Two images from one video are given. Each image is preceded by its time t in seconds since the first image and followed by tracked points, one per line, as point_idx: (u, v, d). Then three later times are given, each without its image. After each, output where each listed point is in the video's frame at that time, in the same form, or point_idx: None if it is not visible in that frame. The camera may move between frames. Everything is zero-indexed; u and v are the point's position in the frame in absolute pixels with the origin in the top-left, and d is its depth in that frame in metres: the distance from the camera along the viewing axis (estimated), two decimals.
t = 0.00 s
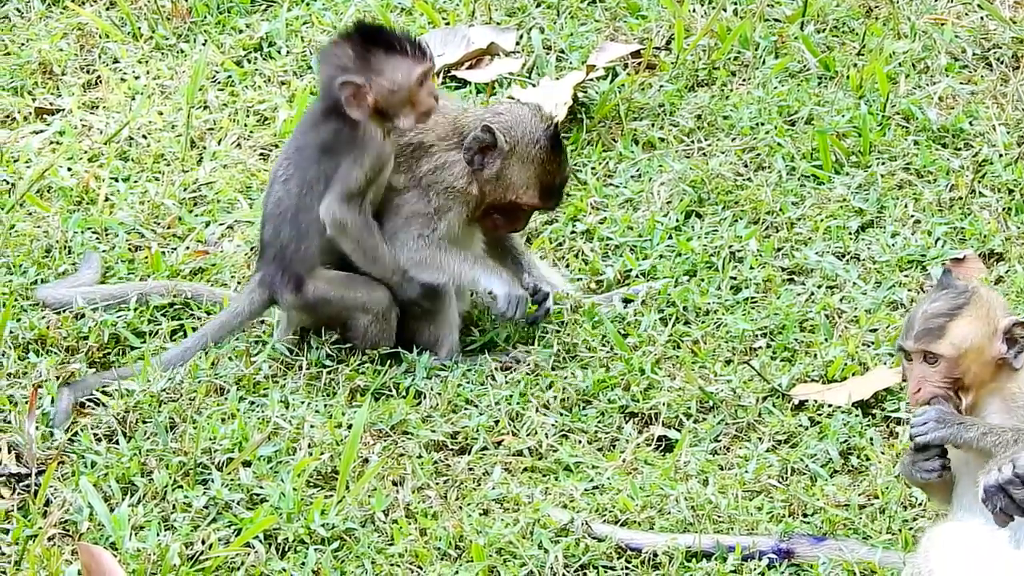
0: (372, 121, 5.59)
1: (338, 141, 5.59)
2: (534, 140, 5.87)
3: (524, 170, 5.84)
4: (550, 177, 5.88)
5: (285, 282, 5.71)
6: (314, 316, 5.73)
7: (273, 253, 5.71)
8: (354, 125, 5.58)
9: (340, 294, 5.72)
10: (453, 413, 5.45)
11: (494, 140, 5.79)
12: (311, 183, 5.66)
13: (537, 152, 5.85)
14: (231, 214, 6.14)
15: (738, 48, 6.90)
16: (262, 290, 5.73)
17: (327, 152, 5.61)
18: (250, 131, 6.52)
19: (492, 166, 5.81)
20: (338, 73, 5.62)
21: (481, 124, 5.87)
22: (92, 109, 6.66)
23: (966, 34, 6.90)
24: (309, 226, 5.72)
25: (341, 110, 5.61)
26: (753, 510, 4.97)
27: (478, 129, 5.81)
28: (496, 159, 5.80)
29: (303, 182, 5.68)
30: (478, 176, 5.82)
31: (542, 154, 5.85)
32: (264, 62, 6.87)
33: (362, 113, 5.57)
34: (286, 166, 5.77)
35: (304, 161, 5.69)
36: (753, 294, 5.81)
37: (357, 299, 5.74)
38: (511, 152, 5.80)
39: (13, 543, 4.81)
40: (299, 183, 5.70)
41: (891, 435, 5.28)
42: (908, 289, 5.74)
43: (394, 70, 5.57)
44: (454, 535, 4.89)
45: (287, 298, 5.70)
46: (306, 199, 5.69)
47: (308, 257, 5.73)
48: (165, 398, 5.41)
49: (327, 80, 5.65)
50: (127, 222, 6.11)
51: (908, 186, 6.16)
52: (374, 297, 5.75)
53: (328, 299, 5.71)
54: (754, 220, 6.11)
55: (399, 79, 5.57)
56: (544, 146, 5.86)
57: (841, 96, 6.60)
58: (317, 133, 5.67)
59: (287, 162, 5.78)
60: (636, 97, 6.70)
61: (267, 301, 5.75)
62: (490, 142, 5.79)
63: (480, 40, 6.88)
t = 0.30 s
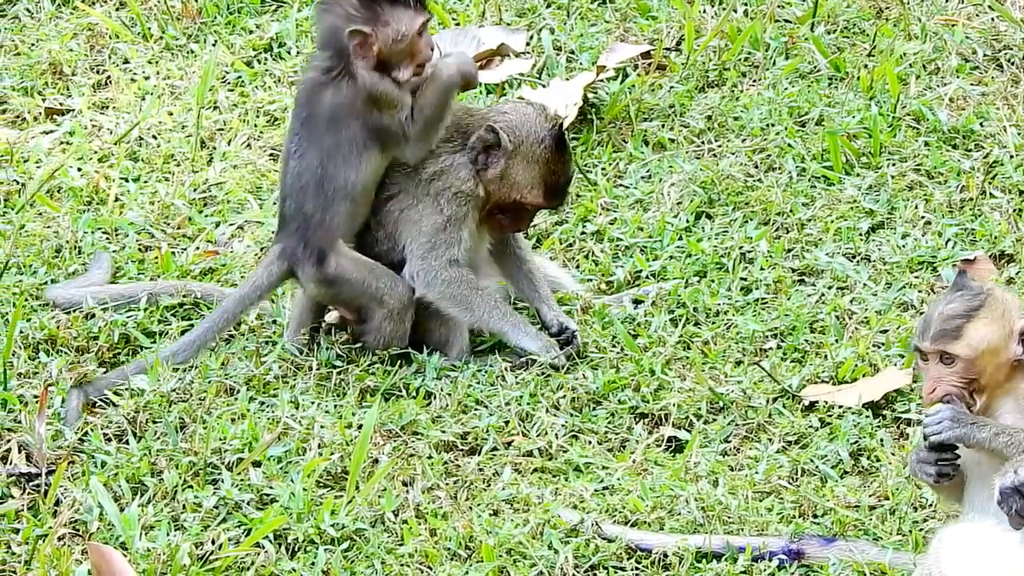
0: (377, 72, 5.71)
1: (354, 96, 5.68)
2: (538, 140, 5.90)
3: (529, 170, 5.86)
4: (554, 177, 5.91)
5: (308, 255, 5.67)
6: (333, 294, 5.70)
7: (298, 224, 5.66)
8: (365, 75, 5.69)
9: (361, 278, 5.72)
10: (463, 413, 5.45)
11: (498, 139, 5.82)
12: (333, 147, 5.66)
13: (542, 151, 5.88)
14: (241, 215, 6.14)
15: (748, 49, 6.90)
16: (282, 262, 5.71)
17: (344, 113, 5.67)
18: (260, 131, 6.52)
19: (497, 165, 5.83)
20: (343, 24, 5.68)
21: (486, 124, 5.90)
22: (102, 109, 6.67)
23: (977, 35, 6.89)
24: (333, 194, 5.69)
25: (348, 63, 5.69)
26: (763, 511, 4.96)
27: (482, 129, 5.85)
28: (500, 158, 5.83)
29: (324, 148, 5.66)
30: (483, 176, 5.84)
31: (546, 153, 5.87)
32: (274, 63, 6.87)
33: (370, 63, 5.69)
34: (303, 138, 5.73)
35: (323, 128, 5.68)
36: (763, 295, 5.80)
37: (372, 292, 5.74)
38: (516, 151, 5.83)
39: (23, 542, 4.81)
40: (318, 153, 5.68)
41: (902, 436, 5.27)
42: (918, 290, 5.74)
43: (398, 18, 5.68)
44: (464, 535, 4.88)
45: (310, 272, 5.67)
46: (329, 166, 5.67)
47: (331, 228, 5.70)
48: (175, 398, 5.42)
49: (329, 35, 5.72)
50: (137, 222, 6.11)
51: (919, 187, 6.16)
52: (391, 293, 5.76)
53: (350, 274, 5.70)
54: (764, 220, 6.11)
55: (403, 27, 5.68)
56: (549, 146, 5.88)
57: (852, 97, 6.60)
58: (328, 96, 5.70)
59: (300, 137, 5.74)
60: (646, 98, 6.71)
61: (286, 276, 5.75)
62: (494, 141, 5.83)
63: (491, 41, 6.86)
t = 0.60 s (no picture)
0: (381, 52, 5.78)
1: (361, 78, 5.75)
2: (548, 140, 5.88)
3: (539, 169, 5.85)
4: (564, 177, 5.90)
5: (322, 240, 5.68)
6: (343, 282, 5.69)
7: (312, 206, 5.68)
8: (371, 54, 5.76)
9: (372, 270, 5.71)
10: (475, 415, 5.44)
11: (508, 138, 5.80)
12: (344, 128, 5.72)
13: (552, 150, 5.86)
14: (253, 216, 6.14)
15: (761, 50, 6.89)
16: (296, 248, 5.72)
17: (353, 93, 5.74)
18: (272, 133, 6.53)
19: (507, 164, 5.81)
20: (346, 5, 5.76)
21: (496, 123, 5.89)
22: (114, 111, 6.67)
23: (989, 37, 6.89)
24: (346, 176, 5.72)
25: (355, 45, 5.77)
26: (775, 513, 4.95)
27: (493, 128, 5.83)
28: (510, 157, 5.81)
29: (335, 130, 5.73)
30: (493, 175, 5.82)
31: (556, 153, 5.86)
32: (286, 64, 6.88)
33: (376, 42, 5.75)
34: (315, 124, 5.78)
35: (335, 111, 5.74)
36: (776, 297, 5.80)
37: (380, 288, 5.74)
38: (526, 150, 5.81)
39: (35, 544, 4.80)
40: (329, 136, 5.74)
41: (915, 438, 5.27)
42: (931, 291, 5.74)
43: None
44: (476, 537, 4.87)
45: (323, 257, 5.68)
46: (341, 147, 5.72)
47: (345, 213, 5.72)
48: (187, 400, 5.41)
49: (334, 18, 5.81)
50: (149, 224, 6.11)
51: (931, 189, 6.16)
52: (399, 289, 5.77)
53: (361, 263, 5.69)
54: (776, 222, 6.11)
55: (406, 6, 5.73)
56: (559, 145, 5.87)
57: (864, 99, 6.60)
58: (335, 78, 5.77)
59: (312, 123, 5.80)
60: (658, 100, 6.71)
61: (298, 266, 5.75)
62: (504, 141, 5.80)
63: (503, 42, 6.90)
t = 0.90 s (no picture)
0: (413, 38, 5.84)
1: (395, 61, 5.79)
2: (565, 142, 5.84)
3: (556, 172, 5.80)
4: (581, 180, 5.85)
5: (342, 220, 5.66)
6: (358, 265, 5.66)
7: (338, 185, 5.66)
8: (406, 40, 5.83)
9: (387, 258, 5.69)
10: (485, 416, 5.44)
11: (526, 143, 5.76)
12: (376, 110, 5.73)
13: (569, 152, 5.82)
14: (263, 217, 6.14)
15: (771, 50, 6.89)
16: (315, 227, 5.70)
17: (385, 77, 5.78)
18: (282, 134, 6.53)
19: (523, 168, 5.78)
20: None
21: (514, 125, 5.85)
22: (125, 111, 6.68)
23: (1000, 37, 6.88)
24: (373, 159, 5.70)
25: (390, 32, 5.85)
26: (785, 513, 4.94)
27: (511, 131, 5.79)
28: (527, 161, 5.78)
29: (367, 111, 5.74)
30: (509, 178, 5.79)
31: (573, 155, 5.82)
32: (297, 65, 6.89)
33: (408, 26, 5.81)
34: (349, 105, 5.80)
35: (371, 92, 5.76)
36: (786, 298, 5.79)
37: (392, 281, 5.73)
38: (543, 154, 5.77)
39: (45, 545, 4.81)
40: (361, 117, 5.75)
41: (925, 438, 5.25)
42: (941, 292, 5.73)
43: None
44: (486, 538, 4.86)
45: (341, 237, 5.65)
46: (371, 129, 5.72)
47: (368, 196, 5.69)
48: (197, 401, 5.42)
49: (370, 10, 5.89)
50: (159, 224, 6.12)
51: (942, 189, 6.15)
52: (409, 284, 5.76)
53: (377, 250, 5.67)
54: (787, 222, 6.11)
55: None
56: (575, 147, 5.82)
57: (875, 99, 6.60)
58: (369, 60, 5.82)
59: (347, 104, 5.82)
60: (669, 100, 6.71)
61: (317, 247, 5.73)
62: (522, 145, 5.76)
63: (513, 43, 6.92)
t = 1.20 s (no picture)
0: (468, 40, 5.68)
1: (444, 59, 5.67)
2: (600, 155, 5.83)
3: (589, 184, 5.80)
4: (613, 193, 5.85)
5: (374, 212, 5.62)
6: (384, 259, 5.65)
7: (372, 177, 5.61)
8: (458, 41, 5.67)
9: (413, 256, 5.68)
10: (500, 416, 5.43)
11: (561, 152, 5.74)
12: (417, 106, 5.65)
13: (604, 166, 5.82)
14: (278, 217, 6.14)
15: (787, 50, 6.89)
16: (344, 218, 5.63)
17: (431, 75, 5.67)
18: (296, 133, 6.54)
19: (557, 178, 5.77)
20: None
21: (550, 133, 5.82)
22: (140, 111, 6.69)
23: (1016, 37, 6.88)
24: (410, 154, 5.64)
25: (443, 29, 5.69)
26: (800, 513, 4.93)
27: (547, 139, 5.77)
28: (562, 171, 5.77)
29: (408, 106, 5.66)
30: (543, 186, 5.78)
31: (607, 169, 5.81)
32: (312, 65, 6.89)
33: (466, 29, 5.64)
34: (390, 94, 5.71)
35: (414, 87, 5.68)
36: (801, 297, 5.79)
37: (416, 279, 5.71)
38: (578, 165, 5.76)
39: (60, 545, 4.81)
40: (402, 111, 5.67)
41: (941, 438, 5.25)
42: (957, 292, 5.72)
43: None
44: (500, 538, 4.86)
45: (371, 229, 5.61)
46: (410, 124, 5.65)
47: (402, 190, 5.65)
48: (212, 401, 5.41)
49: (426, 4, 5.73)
50: (174, 224, 6.12)
51: (957, 189, 6.15)
52: (432, 283, 5.75)
53: (406, 245, 5.66)
54: (802, 222, 6.11)
55: None
56: (610, 161, 5.83)
57: (890, 99, 6.60)
58: (417, 53, 5.70)
59: (387, 94, 5.74)
60: (683, 100, 6.71)
61: (344, 239, 5.67)
62: (557, 153, 5.74)
63: (528, 43, 6.92)
